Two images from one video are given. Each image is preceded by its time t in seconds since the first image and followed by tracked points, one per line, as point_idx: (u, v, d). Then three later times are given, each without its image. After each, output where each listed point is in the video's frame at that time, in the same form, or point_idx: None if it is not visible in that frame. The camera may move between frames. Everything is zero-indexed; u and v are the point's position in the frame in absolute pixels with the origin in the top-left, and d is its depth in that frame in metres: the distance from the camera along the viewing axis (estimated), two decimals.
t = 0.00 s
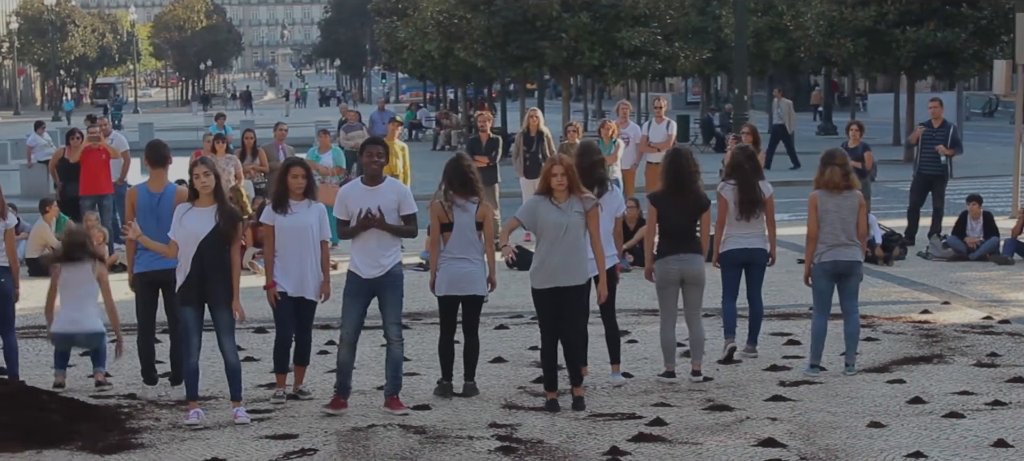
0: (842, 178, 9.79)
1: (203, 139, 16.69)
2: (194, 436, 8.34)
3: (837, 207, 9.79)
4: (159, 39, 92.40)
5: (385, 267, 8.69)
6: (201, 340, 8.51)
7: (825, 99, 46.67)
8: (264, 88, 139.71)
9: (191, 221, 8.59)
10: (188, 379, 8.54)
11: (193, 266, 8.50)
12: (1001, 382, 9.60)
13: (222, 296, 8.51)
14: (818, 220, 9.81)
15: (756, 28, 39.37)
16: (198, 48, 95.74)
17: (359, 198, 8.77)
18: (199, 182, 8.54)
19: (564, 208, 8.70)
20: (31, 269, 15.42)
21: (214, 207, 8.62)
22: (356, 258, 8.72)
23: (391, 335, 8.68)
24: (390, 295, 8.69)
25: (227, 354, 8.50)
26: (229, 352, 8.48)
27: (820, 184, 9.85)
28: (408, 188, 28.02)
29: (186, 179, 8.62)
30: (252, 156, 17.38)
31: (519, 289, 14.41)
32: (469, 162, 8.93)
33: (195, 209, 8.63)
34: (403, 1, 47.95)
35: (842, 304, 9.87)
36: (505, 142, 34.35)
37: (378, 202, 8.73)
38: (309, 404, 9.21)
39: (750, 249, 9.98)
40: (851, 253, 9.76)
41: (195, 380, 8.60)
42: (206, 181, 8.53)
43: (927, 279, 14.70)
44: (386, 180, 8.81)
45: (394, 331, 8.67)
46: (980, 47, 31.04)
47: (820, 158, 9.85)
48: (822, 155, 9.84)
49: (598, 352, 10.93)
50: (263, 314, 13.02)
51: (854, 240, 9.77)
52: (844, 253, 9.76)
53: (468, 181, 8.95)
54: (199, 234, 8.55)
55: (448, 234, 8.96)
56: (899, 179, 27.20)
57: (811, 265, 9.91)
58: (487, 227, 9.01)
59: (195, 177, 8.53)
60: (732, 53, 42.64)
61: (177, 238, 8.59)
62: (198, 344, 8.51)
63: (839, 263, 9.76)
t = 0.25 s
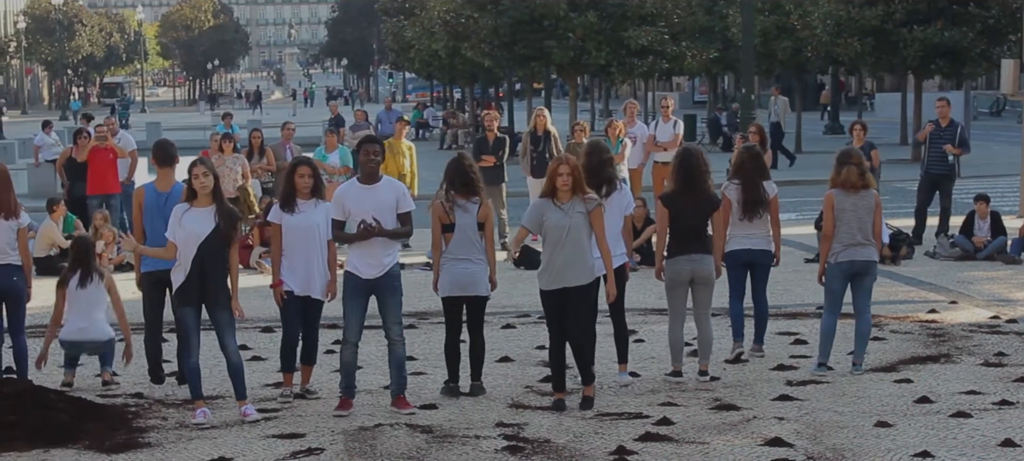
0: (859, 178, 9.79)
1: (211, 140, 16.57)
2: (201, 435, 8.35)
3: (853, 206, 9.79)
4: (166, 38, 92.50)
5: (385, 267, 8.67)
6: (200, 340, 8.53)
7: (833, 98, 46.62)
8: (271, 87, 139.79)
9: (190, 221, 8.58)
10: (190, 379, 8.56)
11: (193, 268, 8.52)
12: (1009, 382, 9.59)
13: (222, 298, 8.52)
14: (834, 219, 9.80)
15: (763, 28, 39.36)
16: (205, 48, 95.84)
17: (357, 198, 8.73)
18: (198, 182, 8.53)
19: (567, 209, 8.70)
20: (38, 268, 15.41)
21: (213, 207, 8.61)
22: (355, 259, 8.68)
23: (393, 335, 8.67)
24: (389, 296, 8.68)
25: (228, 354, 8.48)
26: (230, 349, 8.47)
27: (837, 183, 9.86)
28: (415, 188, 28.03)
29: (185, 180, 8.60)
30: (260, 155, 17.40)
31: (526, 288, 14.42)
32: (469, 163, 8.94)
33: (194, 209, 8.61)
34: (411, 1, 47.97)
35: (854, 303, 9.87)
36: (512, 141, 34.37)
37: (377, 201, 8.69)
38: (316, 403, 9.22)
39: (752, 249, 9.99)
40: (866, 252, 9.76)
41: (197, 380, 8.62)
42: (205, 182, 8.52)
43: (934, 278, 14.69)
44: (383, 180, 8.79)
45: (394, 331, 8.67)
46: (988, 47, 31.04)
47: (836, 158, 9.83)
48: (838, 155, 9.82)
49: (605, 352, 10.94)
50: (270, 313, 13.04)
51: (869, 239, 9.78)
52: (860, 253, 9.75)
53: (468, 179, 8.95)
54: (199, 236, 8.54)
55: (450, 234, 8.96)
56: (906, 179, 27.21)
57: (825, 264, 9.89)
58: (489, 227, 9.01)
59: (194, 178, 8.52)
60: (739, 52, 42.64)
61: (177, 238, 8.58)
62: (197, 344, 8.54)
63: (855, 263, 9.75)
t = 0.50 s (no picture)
0: (868, 178, 9.79)
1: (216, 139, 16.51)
2: (206, 434, 8.36)
3: (862, 205, 9.79)
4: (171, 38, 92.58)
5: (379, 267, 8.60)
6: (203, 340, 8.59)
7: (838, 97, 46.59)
8: (276, 87, 139.90)
9: (191, 220, 8.57)
10: (193, 379, 8.58)
11: (197, 269, 8.51)
12: (1013, 381, 9.58)
13: (225, 298, 8.61)
14: (844, 219, 9.81)
15: (768, 27, 39.36)
16: (210, 47, 95.90)
17: (350, 196, 8.62)
18: (198, 181, 8.53)
19: (570, 209, 8.71)
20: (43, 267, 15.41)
21: (211, 207, 8.60)
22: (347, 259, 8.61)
23: (392, 334, 8.64)
24: (383, 294, 8.65)
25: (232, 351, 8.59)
26: (232, 346, 8.54)
27: (846, 183, 9.87)
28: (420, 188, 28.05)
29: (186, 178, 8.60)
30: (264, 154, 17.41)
31: (530, 288, 14.42)
32: (471, 162, 8.92)
33: (193, 208, 8.61)
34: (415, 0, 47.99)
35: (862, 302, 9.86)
36: (517, 140, 34.38)
37: (371, 201, 8.61)
38: (321, 402, 9.22)
39: (752, 252, 9.98)
40: (875, 252, 9.76)
41: (200, 380, 8.66)
42: (205, 181, 8.52)
43: (939, 277, 14.67)
44: (376, 178, 8.67)
45: (393, 329, 8.64)
46: (992, 46, 31.02)
47: (845, 157, 9.85)
48: (847, 154, 9.83)
49: (610, 351, 10.94)
50: (274, 312, 13.05)
51: (878, 239, 9.77)
52: (868, 253, 9.75)
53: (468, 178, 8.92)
54: (202, 235, 8.54)
55: (450, 235, 8.97)
56: (911, 178, 27.20)
57: (834, 264, 9.90)
58: (489, 228, 9.01)
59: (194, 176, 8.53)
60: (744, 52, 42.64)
61: (179, 238, 8.57)
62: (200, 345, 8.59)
63: (863, 263, 9.75)
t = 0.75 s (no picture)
0: (873, 177, 9.79)
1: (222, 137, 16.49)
2: (211, 434, 8.37)
3: (867, 205, 9.79)
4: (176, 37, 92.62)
5: (378, 267, 8.57)
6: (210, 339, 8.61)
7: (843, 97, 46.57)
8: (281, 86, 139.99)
9: (198, 219, 8.60)
10: (197, 378, 8.60)
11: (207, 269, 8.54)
12: (1018, 381, 9.57)
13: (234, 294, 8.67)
14: (849, 218, 9.80)
15: (773, 26, 39.36)
16: (215, 46, 95.92)
17: (347, 196, 8.55)
18: (204, 179, 8.57)
19: (576, 209, 8.71)
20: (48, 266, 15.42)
21: (216, 206, 8.65)
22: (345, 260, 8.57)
23: (393, 333, 8.64)
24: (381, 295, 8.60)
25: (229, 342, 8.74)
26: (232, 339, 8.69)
27: (851, 182, 9.87)
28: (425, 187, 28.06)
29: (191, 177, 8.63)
30: (269, 153, 17.42)
31: (535, 287, 14.41)
32: (474, 163, 8.93)
33: (199, 208, 8.64)
34: None
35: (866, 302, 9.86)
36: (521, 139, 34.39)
37: (368, 201, 8.55)
38: (326, 402, 9.23)
39: (756, 255, 9.96)
40: (878, 251, 9.75)
41: (205, 379, 8.69)
42: (211, 178, 8.55)
43: (944, 277, 14.65)
44: (373, 179, 8.62)
45: (394, 329, 8.64)
46: (998, 45, 31.02)
47: (851, 157, 9.83)
48: (853, 154, 9.82)
49: (614, 350, 10.94)
50: (279, 312, 13.05)
51: (882, 239, 9.77)
52: (872, 252, 9.74)
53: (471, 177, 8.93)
54: (210, 234, 8.57)
55: (452, 235, 8.99)
56: (916, 177, 27.19)
57: (838, 263, 9.90)
58: (491, 228, 9.00)
59: (199, 173, 8.57)
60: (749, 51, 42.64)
61: (188, 238, 8.59)
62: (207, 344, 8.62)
63: (867, 262, 9.74)
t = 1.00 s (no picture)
0: (877, 177, 9.81)
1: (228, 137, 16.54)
2: (216, 433, 8.39)
3: (871, 204, 9.80)
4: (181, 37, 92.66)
5: (381, 266, 8.56)
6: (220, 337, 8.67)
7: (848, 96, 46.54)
8: (286, 86, 140.05)
9: (211, 220, 8.69)
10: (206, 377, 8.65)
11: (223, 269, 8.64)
12: None
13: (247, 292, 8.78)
14: (851, 218, 9.81)
15: (778, 26, 39.34)
16: (220, 46, 95.93)
17: (350, 196, 8.52)
18: (217, 178, 8.63)
19: (585, 209, 8.72)
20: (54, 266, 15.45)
21: (225, 206, 8.75)
22: (348, 258, 8.57)
23: (396, 333, 8.66)
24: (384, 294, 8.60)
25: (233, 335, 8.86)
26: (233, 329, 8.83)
27: (855, 182, 9.89)
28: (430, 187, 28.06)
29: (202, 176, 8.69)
30: (274, 152, 17.44)
31: (541, 286, 14.42)
32: (481, 163, 8.94)
33: (210, 208, 8.72)
34: None
35: (870, 301, 9.83)
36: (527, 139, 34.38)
37: (371, 200, 8.52)
38: (331, 400, 9.25)
39: (768, 255, 9.92)
40: (882, 250, 9.75)
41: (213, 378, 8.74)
42: (224, 178, 8.62)
43: (949, 277, 14.63)
44: (374, 179, 8.60)
45: (397, 328, 8.67)
46: (1003, 45, 31.00)
47: (855, 156, 9.88)
48: (856, 153, 9.86)
49: (620, 350, 10.94)
50: (284, 311, 13.08)
51: (886, 238, 9.76)
52: (875, 251, 9.74)
53: (477, 175, 8.95)
54: (224, 235, 8.70)
55: (459, 235, 9.00)
56: (922, 177, 27.16)
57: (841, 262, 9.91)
58: (497, 229, 9.02)
59: (212, 172, 8.62)
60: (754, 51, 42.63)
61: (202, 238, 8.66)
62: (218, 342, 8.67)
63: (870, 260, 9.74)
